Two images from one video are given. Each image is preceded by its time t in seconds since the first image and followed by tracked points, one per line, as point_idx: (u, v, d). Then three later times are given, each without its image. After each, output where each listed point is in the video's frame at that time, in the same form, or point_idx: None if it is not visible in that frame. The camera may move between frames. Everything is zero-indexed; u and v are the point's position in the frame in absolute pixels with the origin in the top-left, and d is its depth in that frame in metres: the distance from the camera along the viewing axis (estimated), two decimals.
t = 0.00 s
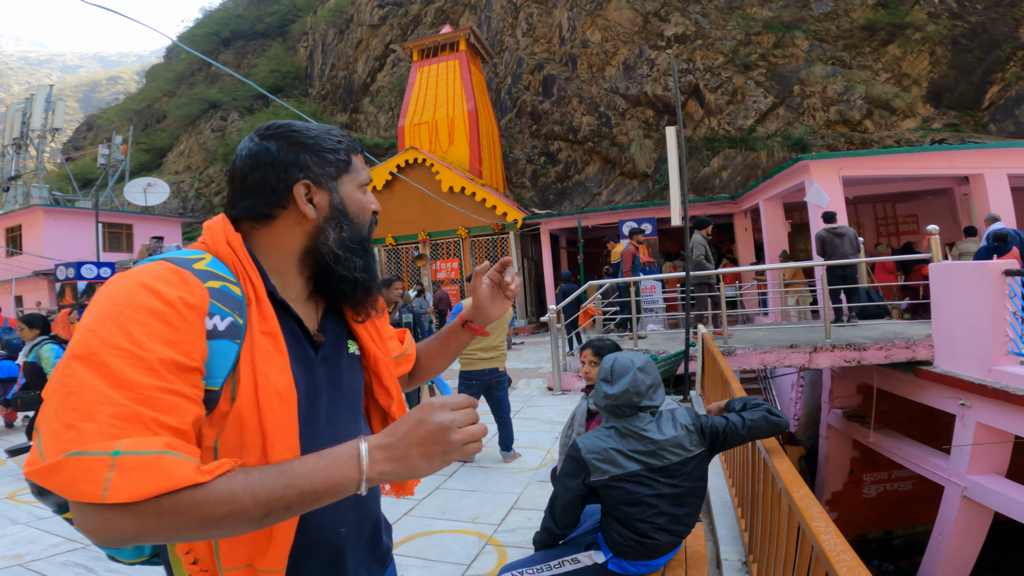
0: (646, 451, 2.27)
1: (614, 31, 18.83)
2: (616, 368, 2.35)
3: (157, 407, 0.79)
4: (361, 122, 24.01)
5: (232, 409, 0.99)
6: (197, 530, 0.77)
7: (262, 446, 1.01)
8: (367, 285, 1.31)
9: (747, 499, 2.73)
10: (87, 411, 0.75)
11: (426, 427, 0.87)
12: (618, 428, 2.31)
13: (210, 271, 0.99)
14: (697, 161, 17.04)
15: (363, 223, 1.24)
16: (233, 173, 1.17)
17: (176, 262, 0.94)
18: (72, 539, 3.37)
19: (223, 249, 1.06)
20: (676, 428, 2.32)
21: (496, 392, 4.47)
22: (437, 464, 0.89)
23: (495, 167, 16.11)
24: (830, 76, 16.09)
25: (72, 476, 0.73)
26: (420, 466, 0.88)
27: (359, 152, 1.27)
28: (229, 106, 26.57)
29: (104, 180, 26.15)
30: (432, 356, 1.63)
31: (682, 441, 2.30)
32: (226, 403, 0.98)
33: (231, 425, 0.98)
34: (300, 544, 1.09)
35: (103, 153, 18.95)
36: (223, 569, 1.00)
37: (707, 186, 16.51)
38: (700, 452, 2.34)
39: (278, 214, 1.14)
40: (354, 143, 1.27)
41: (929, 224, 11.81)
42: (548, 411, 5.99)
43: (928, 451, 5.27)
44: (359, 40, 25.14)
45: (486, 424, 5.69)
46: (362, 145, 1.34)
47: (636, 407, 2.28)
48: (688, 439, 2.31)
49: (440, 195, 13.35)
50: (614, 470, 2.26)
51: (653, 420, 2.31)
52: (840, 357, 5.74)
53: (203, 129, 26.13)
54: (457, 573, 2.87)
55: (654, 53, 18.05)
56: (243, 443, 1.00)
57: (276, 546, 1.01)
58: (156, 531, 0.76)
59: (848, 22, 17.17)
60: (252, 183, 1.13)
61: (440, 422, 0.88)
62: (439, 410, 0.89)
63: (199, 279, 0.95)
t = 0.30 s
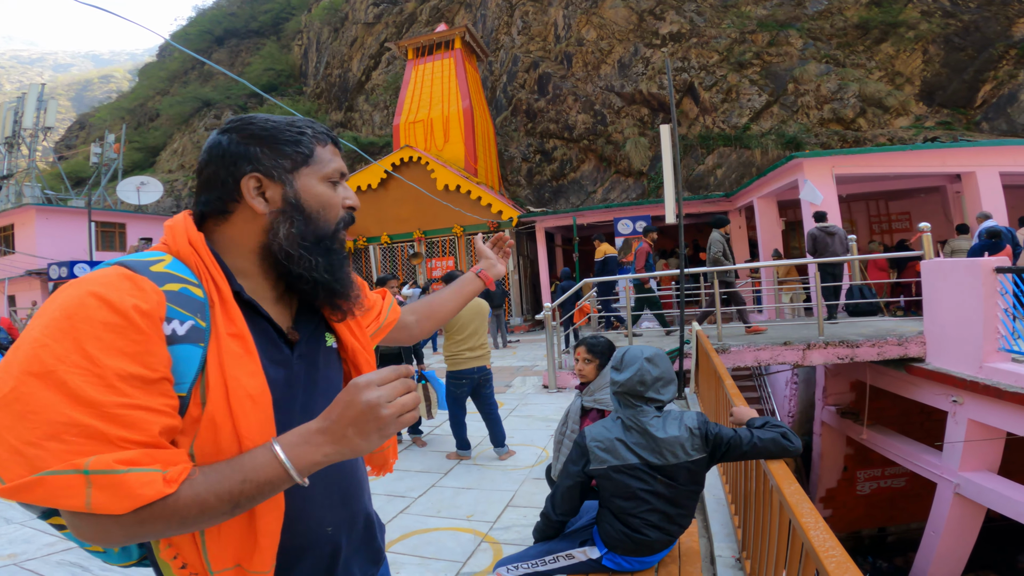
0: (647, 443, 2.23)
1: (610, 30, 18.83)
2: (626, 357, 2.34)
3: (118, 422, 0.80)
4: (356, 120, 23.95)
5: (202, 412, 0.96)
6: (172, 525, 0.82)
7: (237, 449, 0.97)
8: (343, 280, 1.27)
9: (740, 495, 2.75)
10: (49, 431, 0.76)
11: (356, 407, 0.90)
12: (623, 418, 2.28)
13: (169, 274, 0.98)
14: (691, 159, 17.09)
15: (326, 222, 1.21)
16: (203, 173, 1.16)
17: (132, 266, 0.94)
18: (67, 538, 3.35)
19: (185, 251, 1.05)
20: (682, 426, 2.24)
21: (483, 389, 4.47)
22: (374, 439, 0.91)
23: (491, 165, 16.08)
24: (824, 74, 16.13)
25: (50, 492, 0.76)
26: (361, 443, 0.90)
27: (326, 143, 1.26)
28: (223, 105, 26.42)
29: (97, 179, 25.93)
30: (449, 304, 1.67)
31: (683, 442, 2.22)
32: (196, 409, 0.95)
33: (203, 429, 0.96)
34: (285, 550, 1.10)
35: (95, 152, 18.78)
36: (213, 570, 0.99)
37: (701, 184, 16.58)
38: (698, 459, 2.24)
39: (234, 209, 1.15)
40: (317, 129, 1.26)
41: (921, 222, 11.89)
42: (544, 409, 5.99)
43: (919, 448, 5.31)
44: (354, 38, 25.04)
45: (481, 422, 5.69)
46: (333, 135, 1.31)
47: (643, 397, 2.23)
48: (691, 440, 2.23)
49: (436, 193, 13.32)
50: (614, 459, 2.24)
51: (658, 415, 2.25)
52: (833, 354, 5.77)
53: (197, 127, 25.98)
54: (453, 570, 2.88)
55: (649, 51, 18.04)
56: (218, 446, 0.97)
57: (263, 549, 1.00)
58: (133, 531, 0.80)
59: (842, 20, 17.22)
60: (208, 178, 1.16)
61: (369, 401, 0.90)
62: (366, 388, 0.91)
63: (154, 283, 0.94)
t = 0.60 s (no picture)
0: (650, 438, 2.25)
1: (608, 29, 18.83)
2: (639, 354, 2.47)
3: (99, 398, 0.79)
4: (354, 119, 23.91)
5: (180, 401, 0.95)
6: (154, 507, 0.79)
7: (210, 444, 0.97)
8: (314, 276, 1.24)
9: (736, 494, 2.75)
10: (31, 408, 0.76)
11: (337, 360, 0.85)
12: (628, 412, 2.32)
13: (158, 264, 0.99)
14: (688, 158, 17.13)
15: (250, 203, 1.13)
16: (204, 172, 1.23)
17: (121, 256, 0.96)
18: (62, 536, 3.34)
19: (176, 245, 1.07)
20: (690, 424, 2.24)
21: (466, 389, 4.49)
22: (359, 400, 0.87)
23: (488, 164, 16.05)
24: (821, 74, 16.17)
25: (29, 470, 0.74)
26: (345, 405, 0.86)
27: (289, 128, 1.21)
28: (219, 103, 26.32)
29: (93, 177, 25.82)
30: (448, 350, 1.45)
31: (687, 439, 2.21)
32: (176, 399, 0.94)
33: (180, 421, 0.95)
34: (261, 547, 1.09)
35: (92, 150, 18.69)
36: (180, 567, 0.98)
37: (698, 183, 16.60)
38: (701, 460, 2.21)
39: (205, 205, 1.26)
40: (286, 116, 1.23)
41: (917, 222, 11.95)
42: (540, 408, 6.00)
43: (915, 447, 5.34)
44: (352, 37, 25.00)
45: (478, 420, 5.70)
46: (324, 131, 1.31)
47: (653, 390, 2.33)
48: (695, 439, 2.22)
49: (433, 192, 13.31)
50: (617, 453, 2.25)
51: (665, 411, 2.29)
52: (829, 353, 5.79)
53: (193, 125, 25.92)
54: (450, 568, 2.88)
55: (647, 50, 18.04)
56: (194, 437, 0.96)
57: (233, 545, 1.00)
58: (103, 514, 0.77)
59: (839, 20, 17.26)
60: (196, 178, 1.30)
61: (351, 352, 0.86)
62: (349, 342, 0.87)
63: (142, 272, 0.95)
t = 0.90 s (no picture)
0: (654, 434, 2.25)
1: (609, 27, 18.81)
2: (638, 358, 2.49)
3: (62, 394, 0.80)
4: (355, 116, 23.93)
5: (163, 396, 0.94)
6: (85, 495, 0.81)
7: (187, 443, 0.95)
8: (323, 283, 1.24)
9: (737, 494, 2.75)
10: None
11: (274, 363, 0.89)
12: (632, 410, 2.33)
13: (163, 260, 1.01)
14: (690, 157, 17.13)
15: (266, 204, 1.15)
16: (229, 171, 1.25)
17: (128, 248, 0.98)
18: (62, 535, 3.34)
19: (188, 241, 1.09)
20: (691, 420, 2.25)
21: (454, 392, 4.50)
22: (294, 399, 0.89)
23: (489, 162, 16.03)
24: (823, 72, 16.14)
25: None
26: (279, 406, 0.88)
27: (313, 133, 1.24)
28: (220, 101, 26.28)
29: (94, 175, 25.84)
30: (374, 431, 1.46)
31: (686, 434, 2.22)
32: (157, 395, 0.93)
33: (153, 417, 0.93)
34: (226, 552, 1.04)
35: (93, 148, 18.69)
36: (132, 559, 0.96)
37: (700, 182, 16.67)
38: (701, 457, 2.20)
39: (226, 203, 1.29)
40: (312, 120, 1.27)
41: (919, 221, 11.94)
42: (541, 406, 6.01)
43: (916, 446, 5.33)
44: (352, 35, 24.98)
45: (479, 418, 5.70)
46: (346, 138, 1.35)
47: (651, 390, 2.34)
48: (698, 435, 2.23)
49: (434, 190, 13.30)
50: (622, 449, 2.24)
51: (667, 408, 2.31)
52: (830, 352, 5.79)
53: (194, 123, 25.93)
54: (450, 567, 2.88)
55: (648, 48, 18.02)
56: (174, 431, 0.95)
57: (185, 544, 0.97)
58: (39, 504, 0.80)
59: (841, 19, 17.21)
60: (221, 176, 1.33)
61: (284, 356, 0.89)
62: (284, 347, 0.91)
63: (141, 265, 0.97)
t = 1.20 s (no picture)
0: (659, 433, 2.24)
1: (613, 25, 18.76)
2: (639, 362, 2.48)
3: (28, 387, 0.82)
4: (358, 113, 23.94)
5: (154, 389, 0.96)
6: (25, 478, 0.83)
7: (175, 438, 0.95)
8: (335, 283, 1.22)
9: (739, 491, 2.76)
10: None
11: (223, 414, 0.86)
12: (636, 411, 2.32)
13: (169, 253, 1.03)
14: (694, 155, 17.08)
15: (284, 200, 1.15)
16: (254, 166, 1.26)
17: (137, 242, 1.01)
18: (64, 531, 3.36)
19: (200, 238, 1.12)
20: (691, 422, 2.25)
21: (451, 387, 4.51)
22: (238, 450, 0.87)
23: (492, 159, 16.00)
24: (828, 71, 16.08)
25: None
26: (225, 451, 0.87)
27: (339, 133, 1.25)
28: (225, 97, 26.28)
29: (98, 171, 25.90)
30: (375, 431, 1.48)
31: (689, 430, 2.23)
32: (148, 386, 0.95)
33: (145, 409, 0.95)
34: (223, 543, 1.04)
35: (97, 144, 18.73)
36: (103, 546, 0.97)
37: (703, 180, 16.69)
38: (706, 454, 2.20)
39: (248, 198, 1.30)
40: (339, 121, 1.28)
41: (924, 221, 11.89)
42: (543, 403, 6.02)
43: (918, 446, 5.32)
44: (356, 32, 24.97)
45: (480, 415, 5.72)
46: (372, 140, 1.35)
47: (651, 391, 2.33)
48: (700, 434, 2.23)
49: (437, 187, 13.30)
50: (627, 447, 2.22)
51: (670, 408, 2.30)
52: (833, 351, 5.78)
53: (198, 119, 26.00)
54: (451, 565, 2.88)
55: (652, 46, 18.00)
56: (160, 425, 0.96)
57: (154, 535, 0.96)
58: None
59: (847, 18, 17.11)
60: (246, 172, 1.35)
61: (237, 411, 0.85)
62: (239, 397, 0.86)
63: (144, 258, 0.99)
